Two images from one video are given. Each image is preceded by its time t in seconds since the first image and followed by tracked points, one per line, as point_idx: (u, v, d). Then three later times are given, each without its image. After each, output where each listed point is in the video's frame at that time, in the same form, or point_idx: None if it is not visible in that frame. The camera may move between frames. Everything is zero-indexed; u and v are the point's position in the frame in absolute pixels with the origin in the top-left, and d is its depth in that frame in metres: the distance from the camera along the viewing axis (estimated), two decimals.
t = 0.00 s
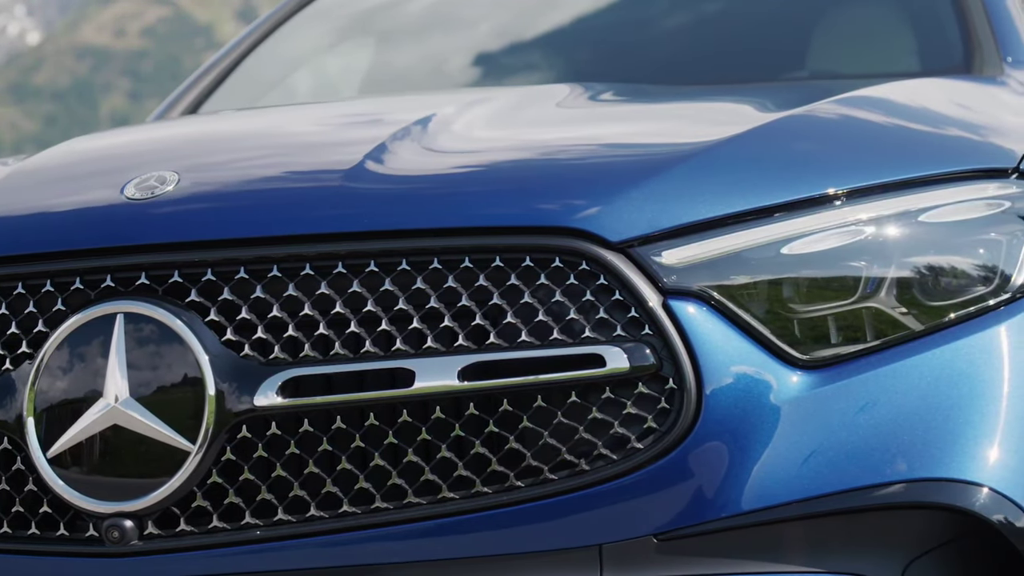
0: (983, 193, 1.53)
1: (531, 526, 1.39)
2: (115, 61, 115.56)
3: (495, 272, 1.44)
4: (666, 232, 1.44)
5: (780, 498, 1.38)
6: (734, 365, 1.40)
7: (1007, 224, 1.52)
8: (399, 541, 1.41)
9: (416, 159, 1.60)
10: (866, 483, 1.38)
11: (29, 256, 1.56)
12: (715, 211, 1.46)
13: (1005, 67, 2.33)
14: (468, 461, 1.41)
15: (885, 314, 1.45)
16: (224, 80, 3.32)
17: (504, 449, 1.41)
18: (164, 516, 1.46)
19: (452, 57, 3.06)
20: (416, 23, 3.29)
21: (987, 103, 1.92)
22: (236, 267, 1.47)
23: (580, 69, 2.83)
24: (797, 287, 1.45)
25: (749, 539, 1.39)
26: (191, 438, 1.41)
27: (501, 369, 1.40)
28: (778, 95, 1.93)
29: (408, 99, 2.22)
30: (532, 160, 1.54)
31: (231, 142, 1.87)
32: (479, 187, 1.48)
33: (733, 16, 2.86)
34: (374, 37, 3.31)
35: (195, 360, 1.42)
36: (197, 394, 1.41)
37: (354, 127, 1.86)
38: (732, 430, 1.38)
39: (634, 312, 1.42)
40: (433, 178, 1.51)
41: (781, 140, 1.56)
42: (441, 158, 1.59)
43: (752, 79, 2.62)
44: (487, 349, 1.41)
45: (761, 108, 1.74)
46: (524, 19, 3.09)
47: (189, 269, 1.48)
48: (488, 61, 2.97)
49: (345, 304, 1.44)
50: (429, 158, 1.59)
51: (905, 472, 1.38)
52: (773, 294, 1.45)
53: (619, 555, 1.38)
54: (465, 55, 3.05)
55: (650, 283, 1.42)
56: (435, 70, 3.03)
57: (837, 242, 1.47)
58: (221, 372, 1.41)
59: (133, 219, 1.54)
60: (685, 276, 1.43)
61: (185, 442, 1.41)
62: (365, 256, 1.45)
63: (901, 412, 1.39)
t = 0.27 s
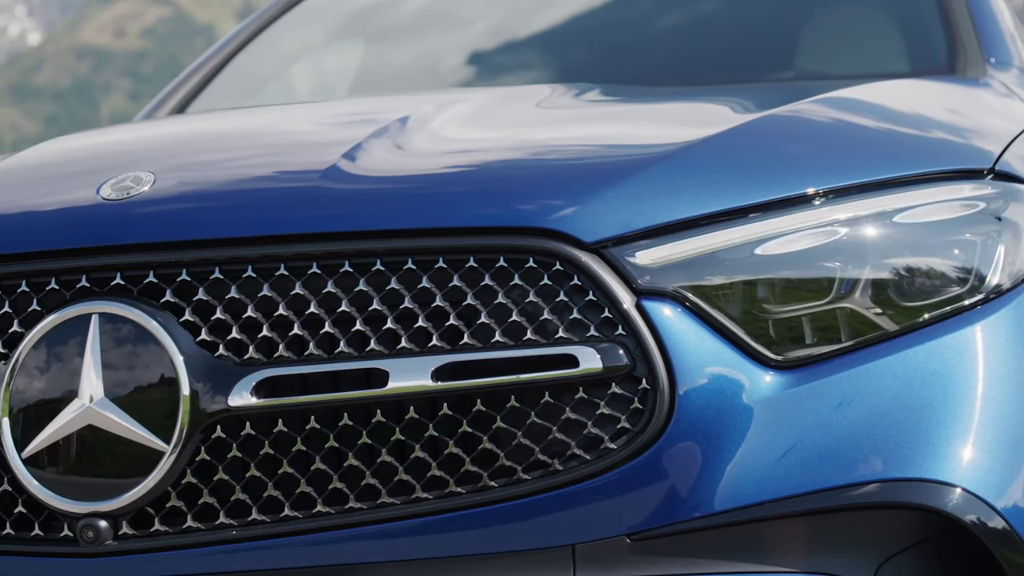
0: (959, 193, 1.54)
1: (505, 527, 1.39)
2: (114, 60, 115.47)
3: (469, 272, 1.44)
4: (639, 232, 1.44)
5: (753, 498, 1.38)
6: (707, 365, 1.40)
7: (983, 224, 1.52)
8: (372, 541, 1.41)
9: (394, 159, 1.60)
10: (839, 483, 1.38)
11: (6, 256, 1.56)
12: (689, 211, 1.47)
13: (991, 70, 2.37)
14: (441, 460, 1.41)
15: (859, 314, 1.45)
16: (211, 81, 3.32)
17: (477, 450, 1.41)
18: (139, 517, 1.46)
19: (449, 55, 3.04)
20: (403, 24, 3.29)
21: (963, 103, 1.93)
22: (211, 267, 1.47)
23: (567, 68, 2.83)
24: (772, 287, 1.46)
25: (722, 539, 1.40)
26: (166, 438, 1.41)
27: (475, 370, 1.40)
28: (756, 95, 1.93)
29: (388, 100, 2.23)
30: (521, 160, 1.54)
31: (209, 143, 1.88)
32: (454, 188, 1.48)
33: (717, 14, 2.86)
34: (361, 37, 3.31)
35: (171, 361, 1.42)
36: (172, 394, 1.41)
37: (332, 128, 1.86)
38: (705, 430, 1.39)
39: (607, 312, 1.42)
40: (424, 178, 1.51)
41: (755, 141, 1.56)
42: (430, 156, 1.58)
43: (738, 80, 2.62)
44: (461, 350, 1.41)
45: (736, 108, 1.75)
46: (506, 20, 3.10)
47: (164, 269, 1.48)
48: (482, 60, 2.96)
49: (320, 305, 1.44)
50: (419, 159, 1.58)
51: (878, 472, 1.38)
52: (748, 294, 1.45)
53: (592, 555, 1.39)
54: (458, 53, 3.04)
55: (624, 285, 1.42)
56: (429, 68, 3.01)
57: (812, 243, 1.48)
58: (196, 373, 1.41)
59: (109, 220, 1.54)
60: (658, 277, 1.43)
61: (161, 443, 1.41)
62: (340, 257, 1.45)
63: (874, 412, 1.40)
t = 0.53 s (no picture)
0: (936, 194, 1.55)
1: (479, 527, 1.39)
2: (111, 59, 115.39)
3: (445, 273, 1.44)
4: (615, 232, 1.45)
5: (727, 498, 1.38)
6: (682, 366, 1.40)
7: (959, 225, 1.54)
8: (347, 541, 1.41)
9: (375, 159, 1.60)
10: (814, 483, 1.38)
11: None
12: (665, 211, 1.47)
13: (974, 73, 2.40)
14: (416, 461, 1.41)
15: (835, 314, 1.46)
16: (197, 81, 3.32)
17: (453, 450, 1.41)
18: (115, 517, 1.46)
19: (445, 53, 3.04)
20: (388, 25, 3.30)
21: (940, 105, 1.94)
22: (187, 268, 1.47)
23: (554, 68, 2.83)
24: (748, 288, 1.46)
25: (697, 539, 1.40)
26: (141, 439, 1.41)
27: (450, 370, 1.41)
28: (735, 95, 1.94)
29: (368, 101, 2.23)
30: (513, 160, 1.54)
31: (187, 144, 1.88)
32: (430, 189, 1.48)
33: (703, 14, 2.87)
34: (347, 38, 3.31)
35: (146, 361, 1.42)
36: (148, 394, 1.41)
37: (310, 129, 1.86)
38: (680, 430, 1.39)
39: (582, 313, 1.43)
40: (414, 179, 1.51)
41: (731, 142, 1.57)
42: (420, 156, 1.58)
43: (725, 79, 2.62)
44: (437, 350, 1.41)
45: (713, 108, 1.75)
46: (510, 18, 3.10)
47: (140, 270, 1.48)
48: (476, 60, 2.96)
49: (296, 305, 1.44)
50: (407, 159, 1.58)
51: (852, 472, 1.38)
52: (725, 295, 1.45)
53: (568, 555, 1.39)
54: (453, 52, 3.04)
55: (600, 286, 1.43)
56: (423, 66, 3.02)
57: (789, 243, 1.48)
58: (171, 373, 1.41)
59: (86, 220, 1.54)
60: (633, 277, 1.43)
61: (136, 443, 1.42)
62: (316, 257, 1.45)
63: (848, 413, 1.40)
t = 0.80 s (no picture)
0: (918, 194, 1.56)
1: (458, 527, 1.40)
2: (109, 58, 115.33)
3: (425, 273, 1.44)
4: (595, 233, 1.45)
5: (707, 498, 1.38)
6: (662, 366, 1.41)
7: (940, 225, 1.54)
8: (327, 541, 1.41)
9: (357, 159, 1.60)
10: (793, 483, 1.39)
11: None
12: (646, 212, 1.47)
13: (961, 74, 2.40)
14: (396, 461, 1.42)
15: (816, 315, 1.46)
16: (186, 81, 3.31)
17: (432, 450, 1.42)
18: (96, 517, 1.46)
19: (437, 53, 3.04)
20: (376, 25, 3.30)
21: (921, 106, 1.95)
22: (168, 268, 1.47)
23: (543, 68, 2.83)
24: (729, 288, 1.46)
25: (676, 539, 1.40)
26: (122, 438, 1.42)
27: (430, 370, 1.41)
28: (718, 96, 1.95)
29: (351, 102, 2.23)
30: (500, 160, 1.54)
31: (168, 145, 1.88)
32: (411, 189, 1.49)
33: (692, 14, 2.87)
34: (336, 38, 3.31)
35: (127, 362, 1.42)
36: (128, 394, 1.41)
37: (291, 129, 1.87)
38: (660, 431, 1.39)
39: (562, 313, 1.43)
40: (404, 178, 1.51)
41: (711, 143, 1.57)
42: (419, 156, 1.58)
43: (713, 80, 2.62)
44: (417, 350, 1.41)
45: (694, 109, 1.75)
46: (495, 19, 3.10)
47: (121, 270, 1.48)
48: (472, 59, 2.95)
49: (276, 305, 1.44)
50: (407, 159, 1.58)
51: (831, 472, 1.39)
52: (705, 296, 1.46)
53: (547, 556, 1.39)
54: (450, 52, 3.03)
55: (581, 286, 1.43)
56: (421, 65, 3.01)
57: (770, 242, 1.48)
58: (152, 373, 1.41)
59: (67, 220, 1.54)
60: (613, 278, 1.43)
61: (117, 443, 1.42)
62: (296, 258, 1.45)
63: (828, 413, 1.40)
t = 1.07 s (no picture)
0: (895, 195, 1.56)
1: (435, 527, 1.40)
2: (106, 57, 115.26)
3: (402, 273, 1.45)
4: (573, 233, 1.45)
5: (683, 497, 1.38)
6: (639, 366, 1.41)
7: (919, 225, 1.55)
8: (304, 540, 1.41)
9: (337, 159, 1.60)
10: (769, 483, 1.39)
11: None
12: (623, 212, 1.48)
13: (946, 74, 2.41)
14: (373, 460, 1.42)
15: (793, 314, 1.46)
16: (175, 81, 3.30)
17: (410, 449, 1.42)
18: (74, 517, 1.46)
19: (438, 49, 3.04)
20: (362, 26, 3.30)
21: (901, 106, 1.95)
22: (146, 268, 1.47)
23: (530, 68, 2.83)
24: (707, 288, 1.47)
25: (652, 538, 1.40)
26: (99, 438, 1.42)
27: (408, 370, 1.41)
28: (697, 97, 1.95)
29: (336, 102, 2.24)
30: (487, 160, 1.55)
31: (145, 145, 1.88)
32: (389, 189, 1.49)
33: (678, 13, 2.87)
34: (325, 37, 3.32)
35: (105, 362, 1.42)
36: (106, 395, 1.41)
37: (271, 129, 1.87)
38: (636, 430, 1.39)
39: (540, 313, 1.43)
40: (390, 177, 1.52)
41: (688, 143, 1.57)
42: (412, 155, 1.59)
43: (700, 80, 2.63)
44: (394, 350, 1.41)
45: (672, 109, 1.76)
46: (489, 17, 3.09)
47: (100, 270, 1.48)
48: (468, 57, 2.95)
49: (254, 305, 1.44)
50: (399, 159, 1.58)
51: (807, 472, 1.39)
52: (684, 295, 1.46)
53: (524, 555, 1.39)
54: (443, 50, 3.03)
55: (558, 287, 1.43)
56: (418, 64, 3.01)
57: (748, 242, 1.49)
58: (129, 372, 1.42)
59: (46, 219, 1.54)
60: (590, 278, 1.43)
61: (95, 443, 1.42)
62: (274, 257, 1.45)
63: (804, 413, 1.40)
